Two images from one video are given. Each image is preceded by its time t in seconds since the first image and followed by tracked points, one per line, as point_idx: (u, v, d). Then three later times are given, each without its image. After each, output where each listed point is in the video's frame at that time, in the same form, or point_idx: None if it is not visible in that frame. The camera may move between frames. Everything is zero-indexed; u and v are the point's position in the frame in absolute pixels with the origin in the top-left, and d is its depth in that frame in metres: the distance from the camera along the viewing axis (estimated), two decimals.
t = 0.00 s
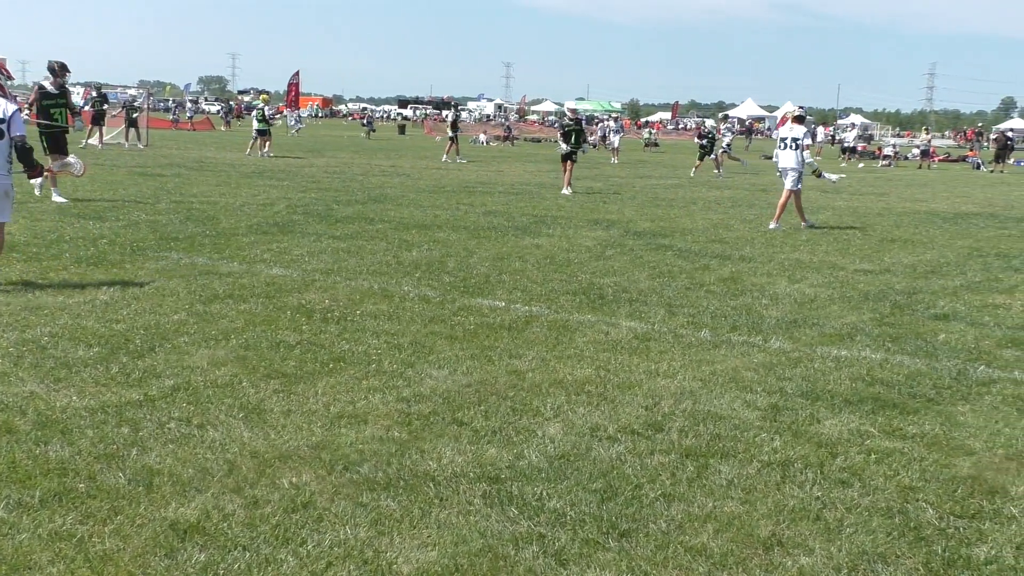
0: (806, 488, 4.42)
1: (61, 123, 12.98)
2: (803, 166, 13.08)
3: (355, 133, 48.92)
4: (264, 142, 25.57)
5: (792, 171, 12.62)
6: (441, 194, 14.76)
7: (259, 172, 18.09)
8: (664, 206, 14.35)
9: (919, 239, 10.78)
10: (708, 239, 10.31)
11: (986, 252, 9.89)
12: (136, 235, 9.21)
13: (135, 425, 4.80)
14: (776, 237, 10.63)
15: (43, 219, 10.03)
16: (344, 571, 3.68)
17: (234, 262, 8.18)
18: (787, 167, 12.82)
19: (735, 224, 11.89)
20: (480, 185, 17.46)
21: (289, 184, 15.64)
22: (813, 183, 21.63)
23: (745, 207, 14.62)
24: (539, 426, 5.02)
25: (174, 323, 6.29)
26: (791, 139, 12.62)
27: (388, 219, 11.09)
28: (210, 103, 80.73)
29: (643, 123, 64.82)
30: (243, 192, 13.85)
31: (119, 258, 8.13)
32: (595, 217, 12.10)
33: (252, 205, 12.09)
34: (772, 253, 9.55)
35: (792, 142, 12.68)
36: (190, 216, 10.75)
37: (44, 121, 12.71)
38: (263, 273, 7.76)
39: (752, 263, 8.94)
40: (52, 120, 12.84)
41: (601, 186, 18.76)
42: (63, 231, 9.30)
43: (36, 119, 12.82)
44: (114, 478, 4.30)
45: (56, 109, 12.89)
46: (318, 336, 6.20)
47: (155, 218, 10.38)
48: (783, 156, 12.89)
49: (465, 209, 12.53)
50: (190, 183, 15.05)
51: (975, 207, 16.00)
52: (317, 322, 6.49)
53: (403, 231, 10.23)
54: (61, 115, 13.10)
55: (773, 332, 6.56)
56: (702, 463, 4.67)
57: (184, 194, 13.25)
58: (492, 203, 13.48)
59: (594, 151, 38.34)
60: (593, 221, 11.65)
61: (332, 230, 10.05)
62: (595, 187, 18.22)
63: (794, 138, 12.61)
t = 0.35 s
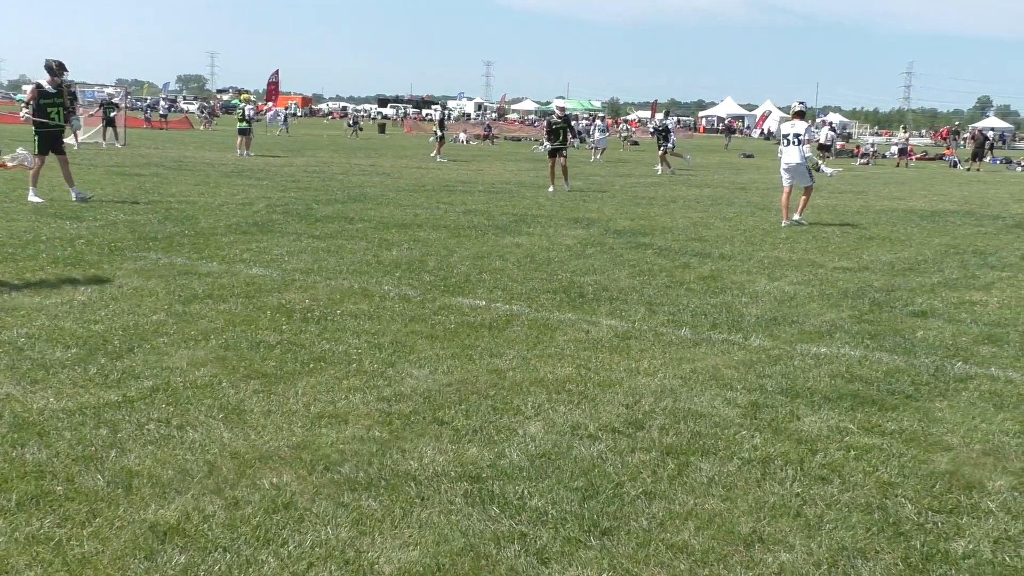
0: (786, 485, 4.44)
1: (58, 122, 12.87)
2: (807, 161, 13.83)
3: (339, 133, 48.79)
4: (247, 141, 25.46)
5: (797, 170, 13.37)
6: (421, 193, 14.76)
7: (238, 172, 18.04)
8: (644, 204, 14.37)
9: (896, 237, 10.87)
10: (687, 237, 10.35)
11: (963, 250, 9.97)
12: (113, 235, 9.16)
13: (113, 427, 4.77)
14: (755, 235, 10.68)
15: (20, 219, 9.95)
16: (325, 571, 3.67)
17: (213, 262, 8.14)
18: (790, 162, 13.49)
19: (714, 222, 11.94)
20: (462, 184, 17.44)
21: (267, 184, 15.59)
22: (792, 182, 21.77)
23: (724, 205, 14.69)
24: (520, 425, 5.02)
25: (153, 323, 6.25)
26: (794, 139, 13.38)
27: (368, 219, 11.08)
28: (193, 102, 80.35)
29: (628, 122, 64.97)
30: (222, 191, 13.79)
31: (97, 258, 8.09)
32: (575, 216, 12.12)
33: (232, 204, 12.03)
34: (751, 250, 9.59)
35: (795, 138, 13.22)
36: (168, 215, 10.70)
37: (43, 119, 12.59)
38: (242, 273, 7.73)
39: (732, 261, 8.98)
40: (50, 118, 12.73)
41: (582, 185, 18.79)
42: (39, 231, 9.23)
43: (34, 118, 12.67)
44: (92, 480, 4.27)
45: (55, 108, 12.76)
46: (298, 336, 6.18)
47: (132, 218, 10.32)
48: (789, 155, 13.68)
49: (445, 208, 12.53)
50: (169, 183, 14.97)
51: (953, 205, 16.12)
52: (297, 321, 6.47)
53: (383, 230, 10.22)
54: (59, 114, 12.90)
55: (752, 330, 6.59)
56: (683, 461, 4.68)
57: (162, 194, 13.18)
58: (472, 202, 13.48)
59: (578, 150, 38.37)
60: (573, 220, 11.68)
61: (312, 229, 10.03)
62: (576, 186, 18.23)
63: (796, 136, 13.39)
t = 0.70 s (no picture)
0: (762, 482, 4.46)
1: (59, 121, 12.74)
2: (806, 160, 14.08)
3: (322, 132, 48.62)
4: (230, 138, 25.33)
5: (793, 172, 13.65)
6: (398, 192, 14.73)
7: (213, 171, 17.96)
8: (622, 203, 14.39)
9: (871, 234, 10.95)
10: (663, 236, 10.38)
11: (937, 247, 10.05)
12: (87, 235, 9.09)
13: (88, 428, 4.74)
14: (731, 234, 10.73)
15: None
16: (302, 572, 3.66)
17: (188, 262, 8.09)
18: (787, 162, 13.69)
19: (690, 221, 11.98)
20: (440, 182, 17.42)
21: (243, 182, 15.53)
22: (769, 180, 21.90)
23: (700, 203, 14.75)
24: (498, 424, 5.02)
25: (128, 323, 6.21)
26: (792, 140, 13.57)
27: (344, 218, 11.05)
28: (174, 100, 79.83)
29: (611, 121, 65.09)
30: (197, 190, 13.71)
31: (70, 258, 8.02)
32: (552, 215, 12.12)
33: (208, 204, 11.97)
34: (727, 249, 9.63)
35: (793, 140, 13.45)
36: (142, 215, 10.63)
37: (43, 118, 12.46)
38: (217, 273, 7.70)
39: (708, 259, 9.01)
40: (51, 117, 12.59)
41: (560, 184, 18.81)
42: (12, 231, 9.15)
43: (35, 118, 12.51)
44: (66, 482, 4.23)
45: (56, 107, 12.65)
46: (274, 335, 6.16)
47: (106, 217, 10.24)
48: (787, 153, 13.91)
49: (421, 206, 12.51)
50: (144, 182, 14.87)
51: (927, 204, 16.25)
52: (274, 321, 6.45)
53: (359, 229, 10.20)
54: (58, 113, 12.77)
55: (729, 328, 6.62)
56: (660, 458, 4.69)
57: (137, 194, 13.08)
58: (449, 201, 13.47)
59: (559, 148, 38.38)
60: (550, 218, 11.69)
61: (288, 229, 9.99)
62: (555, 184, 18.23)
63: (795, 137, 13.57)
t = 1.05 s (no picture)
0: (738, 480, 4.47)
1: (51, 122, 12.69)
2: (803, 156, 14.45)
3: (305, 132, 48.50)
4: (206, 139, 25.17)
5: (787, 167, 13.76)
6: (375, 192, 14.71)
7: (189, 171, 17.83)
8: (599, 202, 14.43)
9: (846, 233, 11.03)
10: (640, 235, 10.41)
11: (911, 246, 10.14)
12: (59, 235, 9.01)
13: (61, 430, 4.70)
14: (707, 232, 10.78)
15: None
16: (278, 572, 3.65)
17: (162, 261, 8.04)
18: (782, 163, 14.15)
19: (666, 220, 12.02)
20: (415, 181, 17.40)
21: (218, 182, 15.44)
22: (748, 179, 22.00)
23: (677, 202, 14.80)
24: (474, 423, 5.02)
25: (102, 323, 6.18)
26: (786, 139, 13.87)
27: (320, 217, 11.02)
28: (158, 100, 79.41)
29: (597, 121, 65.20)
30: (172, 190, 13.64)
31: (43, 258, 7.95)
32: (528, 214, 12.13)
33: (183, 203, 11.91)
34: (703, 247, 9.67)
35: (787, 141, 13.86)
36: (116, 214, 10.57)
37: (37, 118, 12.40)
38: (192, 272, 7.66)
39: (684, 258, 9.05)
40: (44, 118, 12.53)
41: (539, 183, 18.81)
42: None
43: (28, 118, 12.44)
44: (38, 484, 4.20)
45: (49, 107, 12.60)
46: (250, 335, 6.14)
47: (79, 217, 10.17)
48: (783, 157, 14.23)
49: (397, 206, 12.49)
50: (119, 181, 14.77)
51: (901, 202, 16.37)
52: (249, 320, 6.43)
53: (335, 228, 10.18)
54: (51, 113, 12.73)
55: (705, 326, 6.64)
56: (637, 457, 4.70)
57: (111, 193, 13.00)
58: (426, 200, 13.46)
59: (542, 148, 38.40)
60: (527, 217, 11.70)
61: (264, 228, 9.95)
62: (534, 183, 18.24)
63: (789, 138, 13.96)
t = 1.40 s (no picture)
0: (717, 479, 4.48)
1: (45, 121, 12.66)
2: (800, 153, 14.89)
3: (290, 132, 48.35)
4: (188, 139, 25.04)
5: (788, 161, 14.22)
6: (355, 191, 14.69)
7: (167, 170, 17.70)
8: (579, 201, 14.46)
9: (825, 232, 11.09)
10: (619, 234, 10.43)
11: (888, 244, 10.20)
12: (35, 234, 8.95)
13: (37, 430, 4.67)
14: (686, 231, 10.81)
15: None
16: (256, 572, 3.64)
17: (139, 261, 8.00)
18: (779, 162, 14.64)
19: (646, 219, 12.04)
20: (395, 181, 17.38)
21: (197, 181, 15.37)
22: (730, 178, 22.07)
23: (657, 201, 14.84)
24: (453, 423, 5.02)
25: (79, 323, 6.14)
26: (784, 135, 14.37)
27: (298, 216, 10.99)
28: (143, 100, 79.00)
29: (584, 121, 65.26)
30: (150, 189, 13.57)
31: (19, 258, 7.90)
32: (508, 213, 12.14)
33: (161, 202, 11.86)
34: (682, 246, 9.69)
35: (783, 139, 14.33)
36: (92, 214, 10.51)
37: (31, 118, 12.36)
38: (169, 272, 7.63)
39: (663, 257, 9.07)
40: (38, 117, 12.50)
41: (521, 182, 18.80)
42: None
43: (23, 118, 12.41)
44: (14, 485, 4.17)
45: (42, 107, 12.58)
46: (228, 335, 6.12)
47: (56, 217, 10.10)
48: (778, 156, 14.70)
49: (377, 205, 12.47)
50: (96, 181, 14.68)
51: (880, 201, 16.46)
52: (227, 320, 6.41)
53: (313, 227, 10.16)
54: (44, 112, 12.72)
55: (684, 325, 6.66)
56: (616, 456, 4.70)
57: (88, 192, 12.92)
58: (406, 199, 13.45)
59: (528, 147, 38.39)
60: (506, 217, 11.70)
61: (242, 227, 9.92)
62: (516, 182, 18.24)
63: (785, 136, 14.42)
